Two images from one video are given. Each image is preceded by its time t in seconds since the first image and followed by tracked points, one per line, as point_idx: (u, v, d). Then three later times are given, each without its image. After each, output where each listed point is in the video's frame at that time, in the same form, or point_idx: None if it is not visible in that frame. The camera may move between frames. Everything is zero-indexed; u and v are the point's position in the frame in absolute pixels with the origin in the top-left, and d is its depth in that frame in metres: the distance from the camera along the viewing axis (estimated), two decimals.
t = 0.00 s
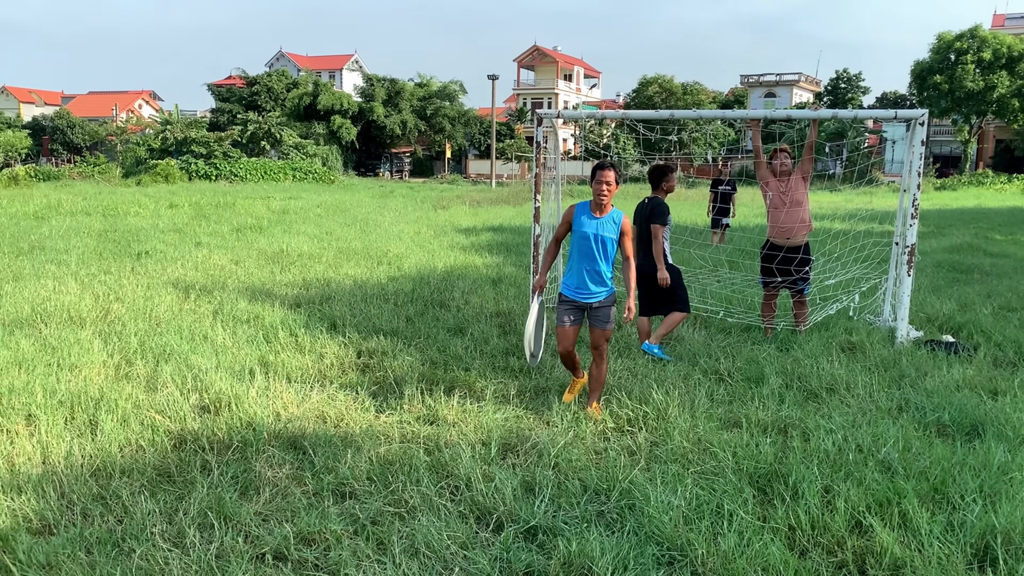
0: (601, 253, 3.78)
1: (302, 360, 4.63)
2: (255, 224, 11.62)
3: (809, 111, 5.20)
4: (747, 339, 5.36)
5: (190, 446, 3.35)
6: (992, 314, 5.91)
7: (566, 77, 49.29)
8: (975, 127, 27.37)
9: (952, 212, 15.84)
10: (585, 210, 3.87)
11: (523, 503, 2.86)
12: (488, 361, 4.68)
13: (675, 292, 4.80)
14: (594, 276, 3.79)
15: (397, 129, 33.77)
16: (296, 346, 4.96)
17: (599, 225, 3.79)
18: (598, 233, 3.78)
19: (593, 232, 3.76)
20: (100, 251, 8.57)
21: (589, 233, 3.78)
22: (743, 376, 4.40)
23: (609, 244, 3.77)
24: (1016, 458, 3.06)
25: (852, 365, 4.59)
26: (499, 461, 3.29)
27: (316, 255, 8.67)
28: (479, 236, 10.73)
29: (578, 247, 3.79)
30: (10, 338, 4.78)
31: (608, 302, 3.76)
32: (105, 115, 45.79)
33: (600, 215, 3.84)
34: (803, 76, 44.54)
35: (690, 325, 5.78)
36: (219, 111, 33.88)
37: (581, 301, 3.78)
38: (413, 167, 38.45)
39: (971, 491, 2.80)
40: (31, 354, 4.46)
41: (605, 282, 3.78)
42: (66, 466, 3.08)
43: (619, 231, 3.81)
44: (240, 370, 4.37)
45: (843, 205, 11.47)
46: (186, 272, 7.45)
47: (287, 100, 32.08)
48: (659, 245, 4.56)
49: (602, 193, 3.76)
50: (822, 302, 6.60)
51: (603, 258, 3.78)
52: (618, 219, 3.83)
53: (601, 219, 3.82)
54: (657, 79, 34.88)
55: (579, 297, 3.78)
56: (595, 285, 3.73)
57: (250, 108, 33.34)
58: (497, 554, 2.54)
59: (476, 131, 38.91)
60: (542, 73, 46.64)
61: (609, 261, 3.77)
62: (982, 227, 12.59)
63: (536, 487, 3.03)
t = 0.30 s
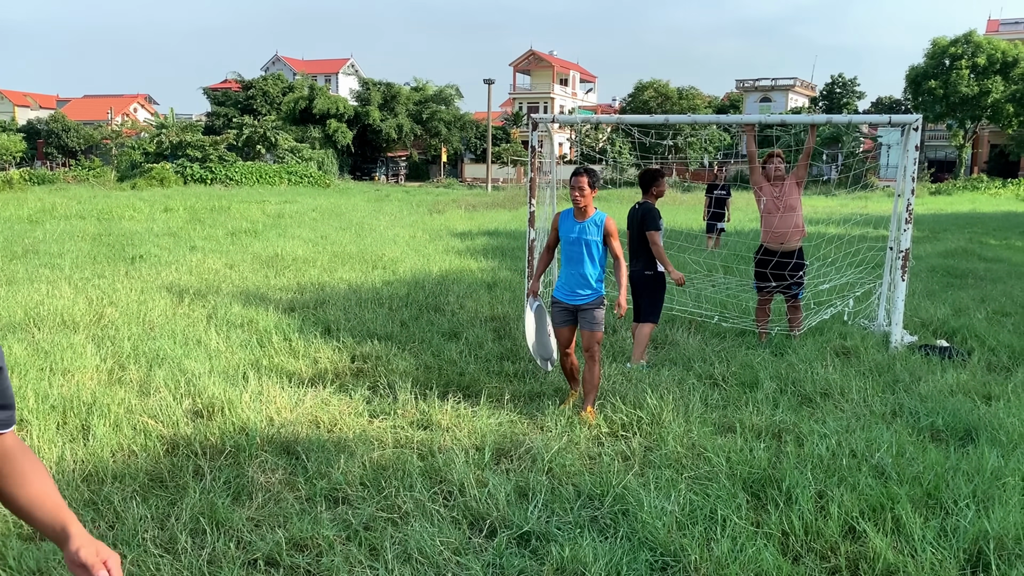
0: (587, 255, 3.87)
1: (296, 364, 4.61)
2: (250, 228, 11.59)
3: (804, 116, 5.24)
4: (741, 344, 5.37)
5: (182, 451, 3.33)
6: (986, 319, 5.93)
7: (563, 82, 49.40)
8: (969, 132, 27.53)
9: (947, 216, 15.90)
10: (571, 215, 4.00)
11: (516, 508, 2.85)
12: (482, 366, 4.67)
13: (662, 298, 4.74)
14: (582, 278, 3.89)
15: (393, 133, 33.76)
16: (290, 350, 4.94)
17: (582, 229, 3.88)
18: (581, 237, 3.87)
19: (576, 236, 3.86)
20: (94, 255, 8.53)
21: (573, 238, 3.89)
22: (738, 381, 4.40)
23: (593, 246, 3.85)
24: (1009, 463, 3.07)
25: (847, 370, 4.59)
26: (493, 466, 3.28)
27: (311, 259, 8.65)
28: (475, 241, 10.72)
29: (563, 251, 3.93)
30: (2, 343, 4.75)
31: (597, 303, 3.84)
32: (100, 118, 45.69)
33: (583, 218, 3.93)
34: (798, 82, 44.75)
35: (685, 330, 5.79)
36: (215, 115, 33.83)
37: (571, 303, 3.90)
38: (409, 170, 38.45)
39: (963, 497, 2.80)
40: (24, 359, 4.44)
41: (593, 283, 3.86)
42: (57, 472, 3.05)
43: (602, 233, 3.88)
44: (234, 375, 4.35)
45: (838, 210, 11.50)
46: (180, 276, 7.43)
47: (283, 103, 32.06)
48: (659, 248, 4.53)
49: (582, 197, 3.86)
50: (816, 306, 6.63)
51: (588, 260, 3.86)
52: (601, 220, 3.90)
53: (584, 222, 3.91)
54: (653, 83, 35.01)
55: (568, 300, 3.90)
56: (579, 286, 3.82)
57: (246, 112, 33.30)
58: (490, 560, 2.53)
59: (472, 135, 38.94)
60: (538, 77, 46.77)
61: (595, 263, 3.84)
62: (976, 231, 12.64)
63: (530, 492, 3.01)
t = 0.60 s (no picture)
0: (582, 255, 3.93)
1: (294, 369, 4.60)
2: (248, 233, 11.59)
3: (801, 119, 5.25)
4: (739, 347, 5.37)
5: (179, 456, 3.33)
6: (985, 321, 5.93)
7: (561, 85, 49.47)
8: (968, 134, 27.57)
9: (946, 218, 15.91)
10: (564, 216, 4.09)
11: (514, 512, 2.85)
12: (480, 370, 4.67)
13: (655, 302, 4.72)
14: (578, 277, 3.95)
15: (393, 137, 33.79)
16: (288, 355, 4.93)
17: (575, 229, 3.95)
18: (575, 237, 3.94)
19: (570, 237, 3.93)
20: (92, 260, 8.52)
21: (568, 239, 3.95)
22: (736, 384, 4.40)
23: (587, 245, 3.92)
24: (1007, 465, 3.07)
25: (845, 372, 4.59)
26: (490, 469, 3.28)
27: (310, 263, 8.64)
28: (474, 245, 10.72)
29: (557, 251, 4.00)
30: None
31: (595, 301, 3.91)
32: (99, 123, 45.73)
33: (575, 219, 4.00)
34: (796, 85, 44.84)
35: (683, 333, 5.79)
36: (214, 120, 33.88)
37: (568, 301, 3.94)
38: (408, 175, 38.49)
39: (961, 499, 2.80)
40: (21, 364, 4.43)
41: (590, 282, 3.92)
42: (54, 477, 3.05)
43: (594, 232, 3.95)
44: (231, 380, 4.34)
45: (837, 212, 11.50)
46: (179, 281, 7.42)
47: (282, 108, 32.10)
48: (649, 257, 4.48)
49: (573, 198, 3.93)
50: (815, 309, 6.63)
51: (584, 259, 3.93)
52: (592, 219, 3.97)
53: (576, 223, 3.98)
54: (652, 87, 35.08)
55: (565, 298, 3.95)
56: (574, 284, 3.87)
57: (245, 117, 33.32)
58: (487, 564, 2.53)
59: (472, 139, 38.99)
60: (537, 81, 46.87)
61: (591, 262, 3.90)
62: (975, 233, 12.65)
63: (527, 496, 3.01)
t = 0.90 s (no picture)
0: (587, 256, 3.99)
1: (295, 375, 4.61)
2: (251, 239, 11.62)
3: (802, 122, 5.26)
4: (741, 350, 5.37)
5: (181, 463, 3.34)
6: (987, 322, 5.92)
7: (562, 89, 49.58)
8: (970, 135, 27.57)
9: (947, 220, 15.92)
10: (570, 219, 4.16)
11: (515, 517, 2.84)
12: (482, 374, 4.67)
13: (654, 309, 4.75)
14: (582, 278, 3.99)
15: (394, 142, 33.88)
16: (290, 361, 4.94)
17: (581, 231, 4.02)
18: (581, 238, 4.00)
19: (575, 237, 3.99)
20: (95, 266, 8.56)
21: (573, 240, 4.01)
22: (738, 387, 4.39)
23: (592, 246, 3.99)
24: (1009, 467, 3.07)
25: (847, 374, 4.59)
26: (492, 474, 3.28)
27: (312, 269, 8.66)
28: (475, 249, 10.73)
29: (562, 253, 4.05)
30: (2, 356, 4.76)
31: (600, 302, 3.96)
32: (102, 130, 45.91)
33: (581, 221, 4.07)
34: (797, 87, 44.89)
35: (685, 336, 5.79)
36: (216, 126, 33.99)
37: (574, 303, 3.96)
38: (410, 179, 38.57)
39: (963, 501, 2.80)
40: (24, 372, 4.45)
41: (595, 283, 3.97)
42: (56, 485, 3.06)
43: (600, 234, 4.02)
44: (233, 386, 4.35)
45: (839, 214, 11.50)
46: (181, 287, 7.45)
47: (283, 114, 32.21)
48: (643, 264, 4.52)
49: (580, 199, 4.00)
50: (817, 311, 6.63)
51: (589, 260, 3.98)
52: (598, 221, 4.05)
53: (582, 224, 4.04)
54: (653, 90, 35.16)
55: (571, 299, 3.96)
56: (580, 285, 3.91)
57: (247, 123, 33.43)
58: (489, 569, 2.53)
59: (473, 143, 39.05)
60: (539, 85, 46.99)
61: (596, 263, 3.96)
62: (977, 234, 12.65)
63: (529, 501, 3.01)
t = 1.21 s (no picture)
0: (602, 261, 4.04)
1: (299, 382, 4.61)
2: (254, 245, 11.65)
3: (804, 126, 5.23)
4: (745, 353, 5.36)
5: (185, 470, 3.34)
6: (991, 324, 5.90)
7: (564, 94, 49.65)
8: (973, 137, 27.51)
9: (951, 221, 15.91)
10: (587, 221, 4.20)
11: (519, 522, 2.84)
12: (485, 379, 4.67)
13: (651, 319, 4.72)
14: (597, 283, 4.06)
15: (397, 147, 33.95)
16: (293, 367, 4.95)
17: (598, 236, 4.05)
18: (597, 243, 4.04)
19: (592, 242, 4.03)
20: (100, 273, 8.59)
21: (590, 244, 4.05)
22: (742, 391, 4.38)
23: (608, 251, 4.03)
24: (1014, 469, 3.06)
25: (851, 377, 4.57)
26: (495, 479, 3.28)
27: (315, 275, 8.69)
28: (478, 254, 10.74)
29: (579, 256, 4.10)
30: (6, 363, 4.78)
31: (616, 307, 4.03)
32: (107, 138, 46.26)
33: (597, 225, 4.10)
34: (799, 90, 44.91)
35: (688, 340, 5.79)
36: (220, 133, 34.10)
37: (591, 307, 4.05)
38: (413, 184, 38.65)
39: (967, 504, 2.79)
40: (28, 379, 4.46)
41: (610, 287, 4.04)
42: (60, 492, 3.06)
43: (615, 238, 4.06)
44: (236, 392, 4.35)
45: (842, 216, 11.49)
46: (185, 294, 7.46)
47: (286, 120, 32.31)
48: (648, 270, 4.49)
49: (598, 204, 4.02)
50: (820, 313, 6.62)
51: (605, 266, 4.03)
52: (614, 226, 4.08)
53: (599, 228, 4.08)
54: (655, 94, 35.24)
55: (588, 303, 4.05)
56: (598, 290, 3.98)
57: (250, 129, 33.55)
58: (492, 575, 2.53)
59: (476, 148, 39.12)
60: (541, 90, 47.08)
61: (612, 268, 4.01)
62: (981, 236, 12.62)
63: (532, 506, 3.01)
